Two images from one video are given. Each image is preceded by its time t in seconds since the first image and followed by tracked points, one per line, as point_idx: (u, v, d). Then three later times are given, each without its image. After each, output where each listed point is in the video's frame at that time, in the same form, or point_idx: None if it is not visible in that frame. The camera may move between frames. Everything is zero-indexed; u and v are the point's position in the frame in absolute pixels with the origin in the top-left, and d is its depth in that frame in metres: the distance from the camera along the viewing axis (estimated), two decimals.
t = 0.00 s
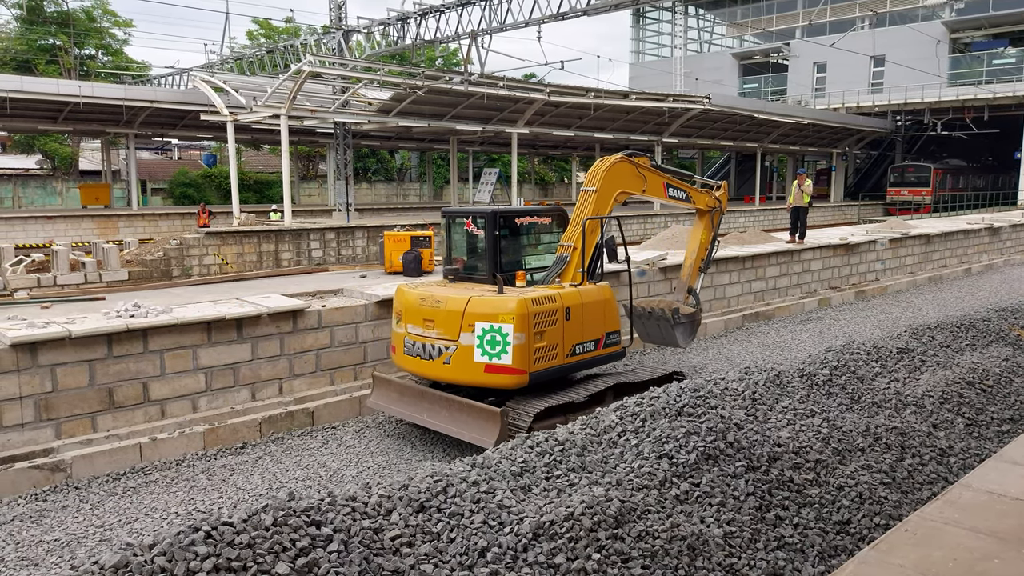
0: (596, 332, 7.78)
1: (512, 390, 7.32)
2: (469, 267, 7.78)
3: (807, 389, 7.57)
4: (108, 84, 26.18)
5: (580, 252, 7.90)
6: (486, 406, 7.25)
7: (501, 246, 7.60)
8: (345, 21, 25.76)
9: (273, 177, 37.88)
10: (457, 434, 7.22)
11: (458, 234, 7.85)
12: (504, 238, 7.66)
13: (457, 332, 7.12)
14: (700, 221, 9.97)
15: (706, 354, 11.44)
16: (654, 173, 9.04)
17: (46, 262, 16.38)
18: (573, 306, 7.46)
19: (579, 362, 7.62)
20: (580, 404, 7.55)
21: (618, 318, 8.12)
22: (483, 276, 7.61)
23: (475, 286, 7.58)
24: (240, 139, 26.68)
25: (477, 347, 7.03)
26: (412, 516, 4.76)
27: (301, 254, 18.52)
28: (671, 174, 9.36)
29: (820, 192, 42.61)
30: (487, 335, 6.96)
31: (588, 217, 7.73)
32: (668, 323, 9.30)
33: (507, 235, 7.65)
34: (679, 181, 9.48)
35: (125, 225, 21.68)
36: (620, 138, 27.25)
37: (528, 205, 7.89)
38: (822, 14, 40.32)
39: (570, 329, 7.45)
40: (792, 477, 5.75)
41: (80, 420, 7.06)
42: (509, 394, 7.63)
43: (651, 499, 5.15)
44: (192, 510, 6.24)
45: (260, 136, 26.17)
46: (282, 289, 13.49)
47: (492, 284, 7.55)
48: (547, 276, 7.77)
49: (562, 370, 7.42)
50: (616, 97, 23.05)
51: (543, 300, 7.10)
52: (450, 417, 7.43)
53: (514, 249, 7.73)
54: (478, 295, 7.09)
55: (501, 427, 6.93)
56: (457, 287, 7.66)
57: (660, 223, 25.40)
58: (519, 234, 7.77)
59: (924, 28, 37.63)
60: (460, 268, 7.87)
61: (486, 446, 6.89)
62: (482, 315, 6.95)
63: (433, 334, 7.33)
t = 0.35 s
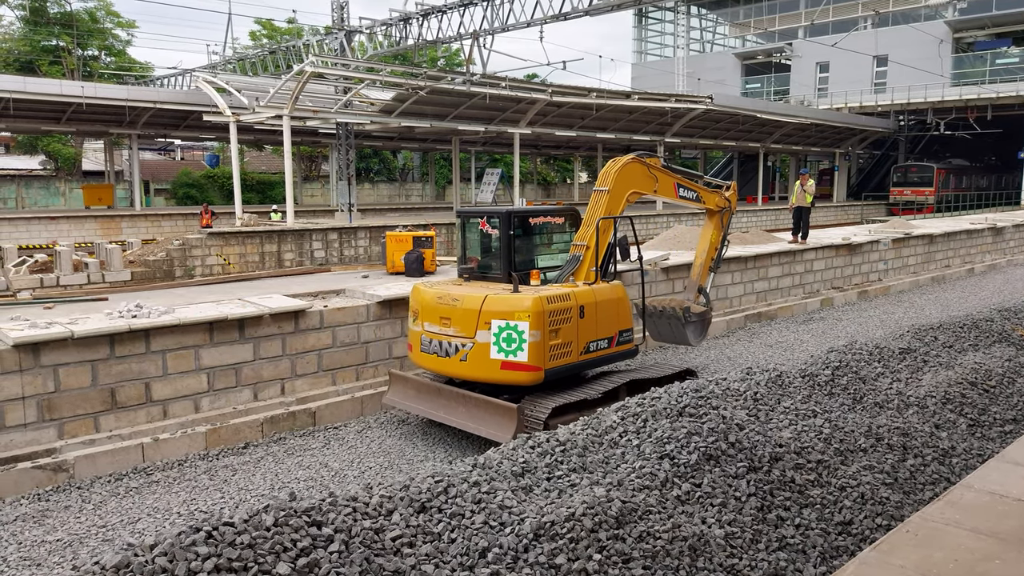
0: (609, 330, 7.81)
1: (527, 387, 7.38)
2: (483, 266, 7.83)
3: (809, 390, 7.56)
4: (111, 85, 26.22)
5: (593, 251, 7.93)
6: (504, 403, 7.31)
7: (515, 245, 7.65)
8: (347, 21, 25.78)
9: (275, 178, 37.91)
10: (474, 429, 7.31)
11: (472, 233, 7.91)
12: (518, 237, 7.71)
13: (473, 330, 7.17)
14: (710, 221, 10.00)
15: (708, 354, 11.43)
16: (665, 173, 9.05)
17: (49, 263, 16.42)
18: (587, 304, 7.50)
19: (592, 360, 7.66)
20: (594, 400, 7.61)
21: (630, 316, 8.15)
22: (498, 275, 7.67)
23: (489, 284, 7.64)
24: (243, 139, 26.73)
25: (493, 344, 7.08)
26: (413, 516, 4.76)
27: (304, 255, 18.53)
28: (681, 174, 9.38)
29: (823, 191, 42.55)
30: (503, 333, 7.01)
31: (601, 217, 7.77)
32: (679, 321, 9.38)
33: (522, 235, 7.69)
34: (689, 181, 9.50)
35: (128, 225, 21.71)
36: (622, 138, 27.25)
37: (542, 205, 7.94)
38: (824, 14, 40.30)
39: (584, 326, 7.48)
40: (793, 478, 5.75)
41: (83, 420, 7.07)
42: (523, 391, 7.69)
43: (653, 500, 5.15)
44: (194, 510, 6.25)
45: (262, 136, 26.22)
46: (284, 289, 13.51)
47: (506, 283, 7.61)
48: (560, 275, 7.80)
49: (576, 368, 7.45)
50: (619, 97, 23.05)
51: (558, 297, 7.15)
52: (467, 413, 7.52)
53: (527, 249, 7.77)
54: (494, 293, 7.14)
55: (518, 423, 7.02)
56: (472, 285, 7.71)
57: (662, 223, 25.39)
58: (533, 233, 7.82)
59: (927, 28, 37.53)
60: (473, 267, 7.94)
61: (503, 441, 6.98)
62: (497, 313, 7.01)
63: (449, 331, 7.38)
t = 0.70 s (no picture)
0: (621, 328, 7.84)
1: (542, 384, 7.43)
2: (497, 266, 7.84)
3: (810, 390, 7.56)
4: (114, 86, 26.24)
5: (605, 251, 7.90)
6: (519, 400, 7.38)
7: (528, 245, 7.65)
8: (350, 22, 25.79)
9: (278, 178, 37.94)
10: (491, 426, 7.39)
11: (485, 234, 7.92)
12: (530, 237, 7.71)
13: (489, 328, 7.22)
14: (719, 221, 10.01)
15: (711, 354, 11.43)
16: (675, 173, 9.05)
17: (52, 262, 16.46)
18: (600, 302, 7.52)
19: (605, 357, 7.69)
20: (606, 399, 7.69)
21: (643, 314, 8.18)
22: (511, 274, 7.68)
23: (503, 284, 7.66)
24: (245, 139, 26.75)
25: (509, 342, 7.12)
26: (414, 517, 4.77)
27: (306, 255, 18.52)
28: (691, 174, 9.37)
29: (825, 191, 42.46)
30: (518, 331, 7.05)
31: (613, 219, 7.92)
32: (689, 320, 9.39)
33: (535, 235, 7.70)
34: (698, 181, 9.50)
35: (130, 226, 21.72)
36: (624, 138, 27.25)
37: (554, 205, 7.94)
38: (827, 14, 40.28)
39: (597, 325, 7.51)
40: (795, 478, 5.74)
41: (85, 420, 7.08)
42: (536, 390, 7.76)
43: (654, 500, 5.15)
44: (196, 510, 6.26)
45: (264, 137, 26.23)
46: (286, 289, 13.53)
47: (519, 282, 7.62)
48: (573, 274, 7.79)
49: (590, 365, 7.49)
50: (621, 97, 23.04)
51: (572, 296, 7.17)
52: (484, 410, 7.60)
53: (540, 248, 7.78)
54: (509, 292, 7.17)
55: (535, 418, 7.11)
56: (486, 285, 7.74)
57: (664, 224, 25.39)
58: (545, 233, 7.82)
59: (930, 28, 37.44)
60: (487, 266, 7.94)
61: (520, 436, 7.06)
62: (512, 311, 7.04)
63: (465, 330, 7.42)
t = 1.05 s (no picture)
0: (634, 327, 7.86)
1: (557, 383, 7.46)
2: (510, 265, 7.87)
3: (813, 391, 7.55)
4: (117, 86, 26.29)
5: (618, 250, 7.91)
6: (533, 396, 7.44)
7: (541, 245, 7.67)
8: (352, 22, 25.79)
9: (280, 178, 37.97)
10: (505, 422, 7.43)
11: (499, 233, 7.94)
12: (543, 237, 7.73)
13: (504, 327, 7.22)
14: (729, 220, 10.02)
15: (713, 355, 11.44)
16: (685, 174, 9.05)
17: (55, 262, 16.50)
18: (613, 301, 7.54)
19: (618, 355, 7.71)
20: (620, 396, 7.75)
21: (655, 313, 8.19)
22: (525, 274, 7.71)
23: (517, 283, 7.68)
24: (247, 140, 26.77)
25: (524, 340, 7.14)
26: (416, 517, 4.77)
27: (308, 255, 18.51)
28: (701, 174, 9.38)
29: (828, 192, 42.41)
30: (534, 329, 7.07)
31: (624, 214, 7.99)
32: (699, 319, 9.42)
33: (548, 235, 7.72)
34: (708, 181, 9.50)
35: (133, 226, 21.74)
36: (626, 139, 27.24)
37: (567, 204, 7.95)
38: (829, 14, 40.25)
39: (611, 323, 7.53)
40: (797, 479, 5.73)
41: (88, 420, 7.10)
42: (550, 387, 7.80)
43: (656, 501, 5.15)
44: (198, 511, 6.27)
45: (267, 137, 26.25)
46: (289, 290, 13.55)
47: (532, 281, 7.65)
48: (585, 274, 7.80)
49: (603, 363, 7.51)
50: (623, 97, 23.04)
51: (586, 295, 7.19)
52: (498, 407, 7.65)
53: (553, 247, 7.78)
54: (524, 290, 7.18)
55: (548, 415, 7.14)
56: (500, 285, 7.75)
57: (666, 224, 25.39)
58: (559, 233, 7.82)
59: (932, 28, 37.39)
60: (500, 265, 7.97)
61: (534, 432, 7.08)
62: (528, 310, 7.05)
63: (480, 328, 7.42)
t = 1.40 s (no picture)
0: (648, 324, 7.86)
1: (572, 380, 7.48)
2: (524, 264, 7.89)
3: (816, 391, 7.54)
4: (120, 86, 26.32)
5: (631, 248, 7.93)
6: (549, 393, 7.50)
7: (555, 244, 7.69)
8: (355, 22, 25.81)
9: (282, 178, 37.98)
10: (522, 418, 7.50)
11: (513, 233, 7.96)
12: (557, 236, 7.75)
13: (520, 324, 7.23)
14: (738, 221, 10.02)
15: (717, 355, 11.43)
16: (696, 174, 9.05)
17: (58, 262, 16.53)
18: (628, 300, 7.54)
19: (633, 353, 7.71)
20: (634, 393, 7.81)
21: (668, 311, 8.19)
22: (539, 273, 7.73)
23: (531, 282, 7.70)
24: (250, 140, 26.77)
25: (540, 338, 7.15)
26: (418, 517, 4.76)
27: (311, 255, 18.50)
28: (711, 174, 9.37)
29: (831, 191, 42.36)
30: (550, 327, 7.07)
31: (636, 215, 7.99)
32: (709, 317, 9.44)
33: (563, 234, 7.73)
34: (719, 181, 9.49)
35: (136, 226, 21.77)
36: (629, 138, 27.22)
37: (581, 204, 7.98)
38: (832, 14, 40.20)
39: (625, 321, 7.53)
40: (800, 479, 5.71)
41: (90, 420, 7.11)
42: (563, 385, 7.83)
43: (659, 502, 5.14)
44: (201, 510, 6.28)
45: (270, 137, 26.26)
46: (291, 290, 13.55)
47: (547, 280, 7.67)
48: (599, 272, 7.81)
49: (618, 360, 7.51)
50: (625, 97, 23.02)
51: (601, 293, 7.18)
52: (515, 404, 7.71)
53: (567, 246, 7.80)
54: (540, 289, 7.19)
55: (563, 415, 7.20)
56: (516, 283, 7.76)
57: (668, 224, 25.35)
58: (573, 232, 7.84)
59: (936, 28, 37.34)
60: (514, 265, 7.98)
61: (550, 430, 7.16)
62: (544, 307, 7.06)
63: (496, 326, 7.43)
